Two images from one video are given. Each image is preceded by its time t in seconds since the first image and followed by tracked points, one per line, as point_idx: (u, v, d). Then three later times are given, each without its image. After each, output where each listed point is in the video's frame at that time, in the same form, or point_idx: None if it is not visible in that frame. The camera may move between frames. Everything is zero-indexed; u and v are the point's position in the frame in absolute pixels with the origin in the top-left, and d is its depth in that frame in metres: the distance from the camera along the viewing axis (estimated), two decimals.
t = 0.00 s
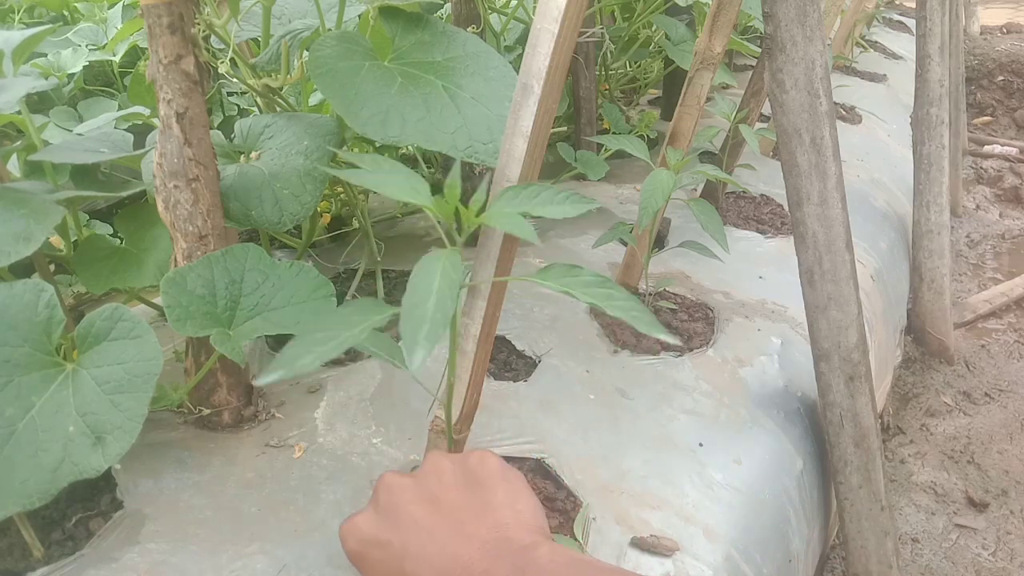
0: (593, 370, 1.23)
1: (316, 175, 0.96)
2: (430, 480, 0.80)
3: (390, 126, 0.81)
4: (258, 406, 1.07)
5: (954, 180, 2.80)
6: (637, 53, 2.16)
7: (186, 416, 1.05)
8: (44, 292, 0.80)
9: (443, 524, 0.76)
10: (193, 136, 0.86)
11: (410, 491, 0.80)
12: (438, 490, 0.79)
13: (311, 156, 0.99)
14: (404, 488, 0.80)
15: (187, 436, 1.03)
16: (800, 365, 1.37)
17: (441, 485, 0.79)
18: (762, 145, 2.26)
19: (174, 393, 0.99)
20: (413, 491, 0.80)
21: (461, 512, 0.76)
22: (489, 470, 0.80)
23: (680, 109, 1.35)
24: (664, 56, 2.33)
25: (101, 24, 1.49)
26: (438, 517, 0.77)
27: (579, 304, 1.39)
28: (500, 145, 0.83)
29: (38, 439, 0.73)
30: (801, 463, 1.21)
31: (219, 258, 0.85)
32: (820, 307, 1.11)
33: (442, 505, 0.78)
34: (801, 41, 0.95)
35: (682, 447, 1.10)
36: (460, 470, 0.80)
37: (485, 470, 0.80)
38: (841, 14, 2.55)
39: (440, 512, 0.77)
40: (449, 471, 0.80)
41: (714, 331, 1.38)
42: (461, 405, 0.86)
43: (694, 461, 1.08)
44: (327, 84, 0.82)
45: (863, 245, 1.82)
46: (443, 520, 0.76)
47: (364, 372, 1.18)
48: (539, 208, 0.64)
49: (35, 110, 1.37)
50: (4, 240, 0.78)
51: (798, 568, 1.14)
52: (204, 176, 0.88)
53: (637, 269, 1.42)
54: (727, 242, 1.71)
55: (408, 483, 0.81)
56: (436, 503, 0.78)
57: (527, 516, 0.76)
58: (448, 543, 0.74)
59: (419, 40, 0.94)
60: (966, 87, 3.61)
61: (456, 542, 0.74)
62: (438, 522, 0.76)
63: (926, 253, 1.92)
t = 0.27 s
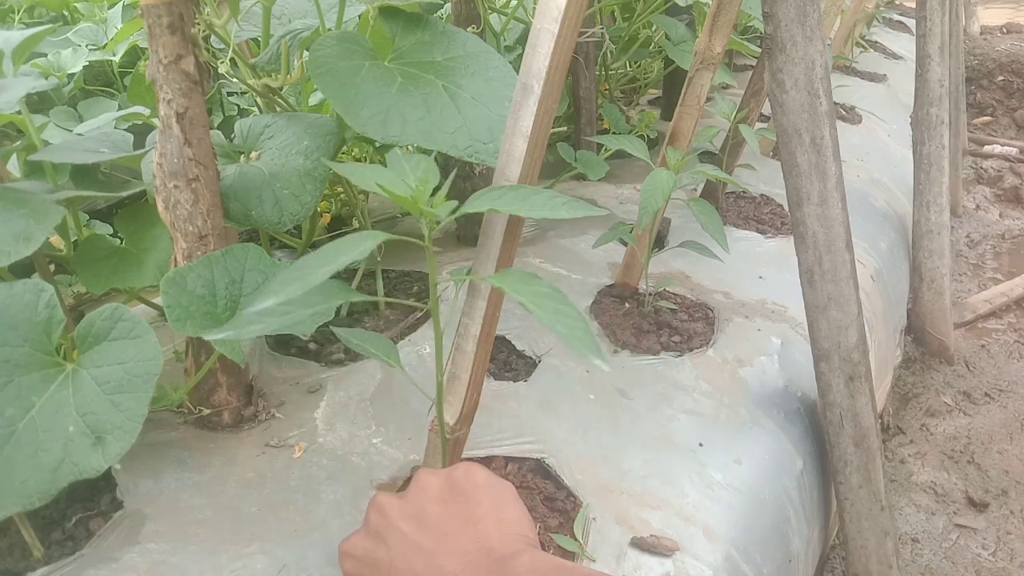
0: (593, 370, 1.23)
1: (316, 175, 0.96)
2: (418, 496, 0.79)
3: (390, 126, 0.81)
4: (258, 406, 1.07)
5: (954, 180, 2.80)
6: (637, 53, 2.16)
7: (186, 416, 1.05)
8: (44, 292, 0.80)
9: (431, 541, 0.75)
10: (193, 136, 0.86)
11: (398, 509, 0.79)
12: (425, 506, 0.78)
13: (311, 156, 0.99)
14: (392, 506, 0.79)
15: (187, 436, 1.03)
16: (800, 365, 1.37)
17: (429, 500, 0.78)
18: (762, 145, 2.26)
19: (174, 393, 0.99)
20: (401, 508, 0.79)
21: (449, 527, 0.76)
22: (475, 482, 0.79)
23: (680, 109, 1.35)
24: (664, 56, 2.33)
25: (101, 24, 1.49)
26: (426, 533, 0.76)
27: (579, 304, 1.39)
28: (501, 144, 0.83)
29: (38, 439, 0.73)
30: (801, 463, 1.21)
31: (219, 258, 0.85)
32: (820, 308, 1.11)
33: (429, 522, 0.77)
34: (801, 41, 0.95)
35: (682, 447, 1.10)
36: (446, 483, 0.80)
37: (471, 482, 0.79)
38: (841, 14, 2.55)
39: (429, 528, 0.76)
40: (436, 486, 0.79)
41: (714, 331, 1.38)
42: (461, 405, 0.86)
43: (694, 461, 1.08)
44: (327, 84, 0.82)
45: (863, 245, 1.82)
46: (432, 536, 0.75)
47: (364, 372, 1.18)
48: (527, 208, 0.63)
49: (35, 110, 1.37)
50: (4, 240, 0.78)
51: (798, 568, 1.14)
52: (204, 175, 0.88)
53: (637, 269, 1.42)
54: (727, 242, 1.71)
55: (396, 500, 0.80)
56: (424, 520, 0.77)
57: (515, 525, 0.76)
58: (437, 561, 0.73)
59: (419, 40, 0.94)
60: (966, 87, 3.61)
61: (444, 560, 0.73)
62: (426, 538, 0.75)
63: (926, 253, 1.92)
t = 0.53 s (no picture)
0: (593, 370, 1.23)
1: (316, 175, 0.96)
2: (435, 487, 0.79)
3: (390, 126, 0.81)
4: (257, 406, 1.07)
5: (954, 180, 2.80)
6: (637, 53, 2.16)
7: (186, 416, 1.05)
8: (44, 292, 0.80)
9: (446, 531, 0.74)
10: (193, 136, 0.86)
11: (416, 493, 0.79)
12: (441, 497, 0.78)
13: (311, 156, 0.99)
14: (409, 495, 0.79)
15: (187, 435, 1.03)
16: (800, 365, 1.37)
17: (447, 490, 0.78)
18: (762, 145, 2.26)
19: (174, 393, 0.99)
20: (419, 498, 0.79)
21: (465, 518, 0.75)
22: (493, 475, 0.79)
23: (680, 109, 1.35)
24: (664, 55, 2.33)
25: (101, 24, 1.49)
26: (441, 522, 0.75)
27: (579, 304, 1.39)
28: (500, 145, 0.83)
29: (38, 439, 0.73)
30: (801, 463, 1.21)
31: (219, 258, 0.85)
32: (820, 308, 1.11)
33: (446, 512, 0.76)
34: (801, 41, 0.95)
35: (682, 447, 1.10)
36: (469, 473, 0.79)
37: (488, 476, 0.79)
38: (841, 14, 2.55)
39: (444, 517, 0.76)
40: (454, 476, 0.79)
41: (714, 331, 1.38)
42: (461, 405, 0.86)
43: (694, 461, 1.08)
44: (327, 84, 0.82)
45: (863, 245, 1.82)
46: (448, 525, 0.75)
47: (364, 372, 1.18)
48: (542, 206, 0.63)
49: (35, 110, 1.37)
50: (4, 240, 0.78)
51: (798, 568, 1.14)
52: (204, 176, 0.88)
53: (637, 269, 1.42)
54: (727, 242, 1.71)
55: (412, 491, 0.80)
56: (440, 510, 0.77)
57: (529, 520, 0.76)
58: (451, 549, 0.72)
59: (419, 40, 0.94)
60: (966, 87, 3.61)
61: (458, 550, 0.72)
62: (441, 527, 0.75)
63: (926, 253, 1.92)
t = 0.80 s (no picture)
0: (593, 370, 1.24)
1: (316, 175, 0.96)
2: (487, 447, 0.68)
3: (390, 126, 0.81)
4: (258, 406, 1.07)
5: (954, 180, 2.80)
6: (637, 53, 2.16)
7: (186, 416, 1.05)
8: (44, 292, 0.80)
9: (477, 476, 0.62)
10: (193, 136, 0.86)
11: (407, 429, 0.64)
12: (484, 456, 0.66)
13: (311, 156, 0.99)
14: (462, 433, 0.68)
15: (187, 435, 1.03)
16: (800, 365, 1.37)
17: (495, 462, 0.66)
18: (762, 145, 2.26)
19: (174, 393, 0.99)
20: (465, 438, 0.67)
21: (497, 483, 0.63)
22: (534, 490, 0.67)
23: (680, 109, 1.35)
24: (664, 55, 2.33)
25: (101, 24, 1.49)
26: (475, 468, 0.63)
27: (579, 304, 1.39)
28: (501, 144, 0.83)
29: (38, 439, 0.73)
30: (801, 463, 1.21)
31: (219, 258, 0.85)
32: (820, 308, 1.11)
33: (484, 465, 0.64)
34: (801, 41, 0.95)
35: (682, 447, 1.10)
36: (475, 445, 0.66)
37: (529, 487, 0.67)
38: (841, 14, 2.55)
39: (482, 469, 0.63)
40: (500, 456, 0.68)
41: (714, 331, 1.38)
42: (462, 405, 0.86)
43: (694, 461, 1.08)
44: (327, 84, 0.82)
45: (863, 246, 1.82)
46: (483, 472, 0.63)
47: (364, 372, 1.18)
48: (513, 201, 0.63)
49: (35, 109, 1.37)
50: (4, 240, 0.78)
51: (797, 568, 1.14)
52: (204, 176, 0.88)
53: (637, 269, 1.42)
54: (727, 243, 1.71)
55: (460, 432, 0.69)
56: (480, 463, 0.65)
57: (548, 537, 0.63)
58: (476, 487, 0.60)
59: (419, 39, 0.94)
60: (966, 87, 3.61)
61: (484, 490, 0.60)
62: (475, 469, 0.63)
63: (926, 253, 1.92)
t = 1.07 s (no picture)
0: (593, 371, 1.24)
1: (316, 175, 0.96)
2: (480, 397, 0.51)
3: (390, 126, 0.81)
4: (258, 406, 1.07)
5: (954, 180, 2.80)
6: (637, 53, 2.16)
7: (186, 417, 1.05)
8: (44, 292, 0.80)
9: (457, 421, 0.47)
10: (193, 136, 0.86)
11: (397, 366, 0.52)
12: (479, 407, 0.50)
13: (311, 156, 0.99)
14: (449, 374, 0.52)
15: (187, 436, 1.03)
16: (800, 365, 1.37)
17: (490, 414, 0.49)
18: (762, 145, 2.26)
19: (173, 393, 1.00)
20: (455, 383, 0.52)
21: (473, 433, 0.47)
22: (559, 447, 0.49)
23: (680, 109, 1.35)
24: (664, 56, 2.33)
25: (101, 24, 1.49)
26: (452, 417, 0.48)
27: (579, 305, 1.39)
28: (500, 145, 0.83)
29: (39, 439, 0.73)
30: (801, 463, 1.21)
31: (219, 258, 0.85)
32: (820, 307, 1.11)
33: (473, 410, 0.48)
34: (801, 41, 0.95)
35: (682, 447, 1.10)
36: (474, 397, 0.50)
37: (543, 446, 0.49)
38: (841, 14, 2.55)
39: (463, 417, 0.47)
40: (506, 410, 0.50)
41: (714, 331, 1.38)
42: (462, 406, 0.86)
43: (694, 462, 1.08)
44: (327, 84, 0.82)
45: (863, 246, 1.82)
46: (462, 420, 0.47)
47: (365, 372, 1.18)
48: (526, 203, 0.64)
49: (35, 109, 1.37)
50: (3, 240, 0.78)
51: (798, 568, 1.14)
52: (204, 176, 0.88)
53: (638, 269, 1.42)
54: (727, 243, 1.71)
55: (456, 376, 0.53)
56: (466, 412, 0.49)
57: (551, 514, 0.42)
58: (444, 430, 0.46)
59: (419, 39, 0.94)
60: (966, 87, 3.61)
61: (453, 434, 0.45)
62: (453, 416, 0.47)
63: (926, 253, 1.92)
